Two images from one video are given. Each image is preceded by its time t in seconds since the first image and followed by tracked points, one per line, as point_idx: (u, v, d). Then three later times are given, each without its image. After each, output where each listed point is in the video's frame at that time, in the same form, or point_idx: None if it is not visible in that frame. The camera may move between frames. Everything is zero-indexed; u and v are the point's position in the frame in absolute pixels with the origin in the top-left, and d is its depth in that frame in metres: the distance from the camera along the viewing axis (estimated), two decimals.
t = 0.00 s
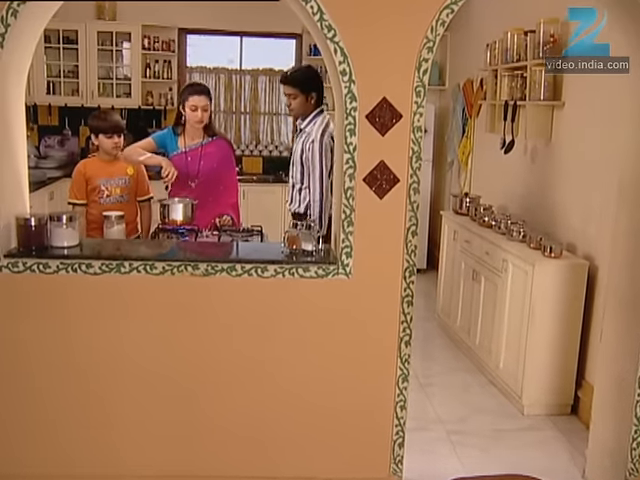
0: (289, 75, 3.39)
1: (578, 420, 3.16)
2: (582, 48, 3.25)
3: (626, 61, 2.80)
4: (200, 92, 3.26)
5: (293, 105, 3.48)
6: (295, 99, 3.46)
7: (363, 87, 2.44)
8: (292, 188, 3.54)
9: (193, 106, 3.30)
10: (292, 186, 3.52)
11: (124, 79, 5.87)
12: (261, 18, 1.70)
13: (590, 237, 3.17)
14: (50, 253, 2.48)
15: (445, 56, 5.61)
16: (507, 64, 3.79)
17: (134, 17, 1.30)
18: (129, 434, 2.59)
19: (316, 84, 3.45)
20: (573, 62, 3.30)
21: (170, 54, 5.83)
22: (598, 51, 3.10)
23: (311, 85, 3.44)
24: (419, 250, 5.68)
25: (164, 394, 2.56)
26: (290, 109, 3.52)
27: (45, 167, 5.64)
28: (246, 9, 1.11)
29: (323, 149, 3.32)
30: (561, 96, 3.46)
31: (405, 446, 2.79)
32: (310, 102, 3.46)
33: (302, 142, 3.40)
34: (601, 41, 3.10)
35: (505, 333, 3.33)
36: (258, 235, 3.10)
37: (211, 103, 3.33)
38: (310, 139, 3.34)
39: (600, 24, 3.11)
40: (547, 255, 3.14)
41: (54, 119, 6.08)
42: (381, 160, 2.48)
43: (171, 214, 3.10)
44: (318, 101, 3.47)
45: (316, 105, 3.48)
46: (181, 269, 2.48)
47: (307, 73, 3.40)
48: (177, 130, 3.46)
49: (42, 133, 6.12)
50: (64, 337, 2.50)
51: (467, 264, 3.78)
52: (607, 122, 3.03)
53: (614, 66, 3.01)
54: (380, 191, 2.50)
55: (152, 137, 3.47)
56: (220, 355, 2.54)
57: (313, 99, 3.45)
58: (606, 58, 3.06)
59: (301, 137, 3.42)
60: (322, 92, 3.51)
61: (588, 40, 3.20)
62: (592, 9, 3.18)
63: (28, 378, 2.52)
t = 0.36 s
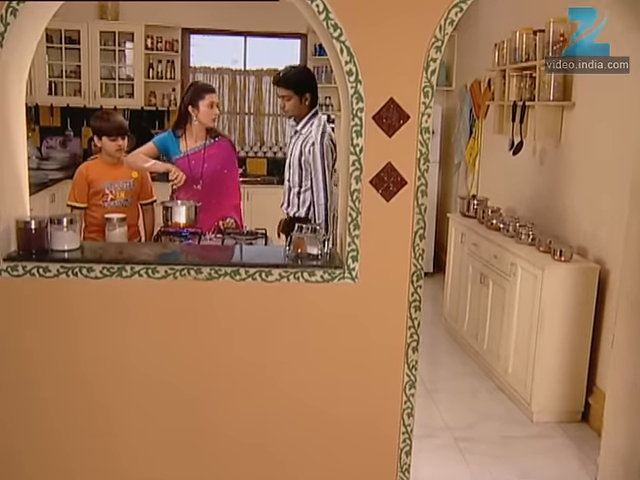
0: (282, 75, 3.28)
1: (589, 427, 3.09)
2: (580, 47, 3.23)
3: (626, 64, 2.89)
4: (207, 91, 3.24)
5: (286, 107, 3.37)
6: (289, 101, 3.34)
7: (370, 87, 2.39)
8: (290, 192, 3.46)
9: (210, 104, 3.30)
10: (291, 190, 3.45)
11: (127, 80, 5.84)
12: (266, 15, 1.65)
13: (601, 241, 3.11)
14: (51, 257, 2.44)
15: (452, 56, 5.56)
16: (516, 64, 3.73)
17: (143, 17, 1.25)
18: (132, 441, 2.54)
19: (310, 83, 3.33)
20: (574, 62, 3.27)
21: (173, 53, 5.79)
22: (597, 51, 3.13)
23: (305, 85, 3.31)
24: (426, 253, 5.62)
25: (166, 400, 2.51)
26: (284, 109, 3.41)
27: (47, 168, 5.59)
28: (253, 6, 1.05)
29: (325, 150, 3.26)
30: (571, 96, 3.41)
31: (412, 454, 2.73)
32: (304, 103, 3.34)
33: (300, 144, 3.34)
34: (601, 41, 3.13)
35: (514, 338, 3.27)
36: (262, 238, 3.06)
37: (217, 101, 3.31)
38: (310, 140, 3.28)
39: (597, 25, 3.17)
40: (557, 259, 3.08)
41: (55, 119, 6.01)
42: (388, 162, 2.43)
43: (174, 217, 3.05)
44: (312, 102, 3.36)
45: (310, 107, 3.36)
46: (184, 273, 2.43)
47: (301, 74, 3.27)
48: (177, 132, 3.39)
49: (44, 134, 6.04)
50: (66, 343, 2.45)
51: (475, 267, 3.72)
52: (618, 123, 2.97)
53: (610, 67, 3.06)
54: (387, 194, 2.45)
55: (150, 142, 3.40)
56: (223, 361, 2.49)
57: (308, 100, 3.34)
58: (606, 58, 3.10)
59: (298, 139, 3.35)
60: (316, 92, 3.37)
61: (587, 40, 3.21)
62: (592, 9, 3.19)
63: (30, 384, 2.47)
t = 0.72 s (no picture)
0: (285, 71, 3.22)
1: (601, 435, 3.02)
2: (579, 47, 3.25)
3: (625, 63, 2.96)
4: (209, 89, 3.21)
5: (287, 103, 3.29)
6: (289, 97, 3.27)
7: (377, 87, 2.33)
8: (291, 193, 3.35)
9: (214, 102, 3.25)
10: (293, 191, 3.33)
11: (130, 79, 5.77)
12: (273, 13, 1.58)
13: (613, 244, 3.04)
14: (50, 260, 2.38)
15: (459, 56, 5.50)
16: (525, 63, 3.66)
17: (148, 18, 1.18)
18: (135, 447, 2.48)
19: (312, 83, 3.25)
20: (572, 63, 3.28)
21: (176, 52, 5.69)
22: (597, 51, 3.15)
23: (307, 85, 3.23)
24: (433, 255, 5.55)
25: (168, 406, 2.45)
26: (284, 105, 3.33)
27: (48, 169, 5.54)
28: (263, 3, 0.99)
29: (334, 149, 3.23)
30: (582, 96, 3.35)
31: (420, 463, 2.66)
32: (304, 102, 3.26)
33: (306, 144, 3.24)
34: (601, 41, 3.15)
35: (524, 343, 3.20)
36: (266, 241, 3.00)
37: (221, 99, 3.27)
38: (319, 140, 3.21)
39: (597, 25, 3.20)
40: (568, 262, 3.01)
41: (58, 119, 5.93)
42: (396, 164, 2.37)
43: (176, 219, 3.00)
44: (312, 102, 3.27)
45: (310, 106, 3.27)
46: (186, 277, 2.37)
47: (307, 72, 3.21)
48: (179, 132, 3.32)
49: (45, 134, 5.98)
50: (67, 348, 2.40)
51: (483, 270, 3.66)
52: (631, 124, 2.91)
53: (610, 67, 3.07)
54: (395, 196, 2.38)
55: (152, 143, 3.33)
56: (227, 367, 2.43)
57: (308, 99, 3.26)
58: (607, 57, 3.10)
59: (302, 139, 3.26)
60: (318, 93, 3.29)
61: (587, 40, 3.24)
62: (592, 9, 3.21)
63: (30, 390, 2.42)
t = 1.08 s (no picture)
0: (288, 68, 3.16)
1: (615, 445, 2.94)
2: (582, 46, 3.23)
3: (628, 62, 2.97)
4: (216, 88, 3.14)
5: (288, 100, 3.21)
6: (291, 94, 3.19)
7: (385, 87, 2.25)
8: (291, 193, 3.23)
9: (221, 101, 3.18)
10: (293, 191, 3.22)
11: (131, 79, 5.68)
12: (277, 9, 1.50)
13: (626, 248, 2.96)
14: (47, 264, 2.32)
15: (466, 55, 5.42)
16: (535, 62, 3.57)
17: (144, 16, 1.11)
18: (135, 457, 2.40)
19: (314, 81, 3.18)
20: (575, 62, 3.23)
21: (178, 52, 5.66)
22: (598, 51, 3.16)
23: (310, 82, 3.17)
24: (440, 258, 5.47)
25: (169, 414, 2.38)
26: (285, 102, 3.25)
27: (48, 170, 5.47)
28: None
29: (336, 147, 3.17)
30: (594, 96, 3.27)
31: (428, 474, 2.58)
32: (306, 99, 3.18)
33: (308, 142, 3.15)
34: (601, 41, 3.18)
35: (534, 349, 3.13)
36: (270, 244, 2.93)
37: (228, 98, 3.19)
38: (322, 138, 3.13)
39: (598, 24, 3.23)
40: (579, 266, 2.94)
41: (58, 120, 5.85)
42: (404, 165, 2.29)
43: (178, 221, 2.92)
44: (314, 99, 3.20)
45: (311, 104, 3.20)
46: (188, 282, 2.30)
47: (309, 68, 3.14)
48: (184, 132, 3.26)
49: (45, 135, 5.88)
50: (65, 355, 2.33)
51: (491, 274, 3.58)
52: None
53: (611, 67, 3.07)
54: (403, 199, 2.31)
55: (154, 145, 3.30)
56: (229, 375, 2.36)
57: (310, 96, 3.19)
58: (608, 58, 3.10)
59: (303, 136, 3.16)
60: (320, 91, 3.22)
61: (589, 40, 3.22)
62: (594, 9, 3.25)
63: (28, 397, 2.35)
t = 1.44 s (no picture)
0: (292, 66, 3.08)
1: (629, 455, 2.85)
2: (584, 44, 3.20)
3: (626, 62, 3.03)
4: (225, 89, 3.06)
5: (291, 100, 3.13)
6: (295, 93, 3.11)
7: (392, 86, 2.18)
8: (295, 192, 3.16)
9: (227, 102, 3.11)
10: (297, 190, 3.15)
11: (133, 79, 5.61)
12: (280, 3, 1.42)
13: None
14: (44, 269, 2.26)
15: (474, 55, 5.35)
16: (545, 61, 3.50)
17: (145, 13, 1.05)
18: (136, 467, 2.33)
19: (318, 80, 3.12)
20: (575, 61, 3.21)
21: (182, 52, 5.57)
22: (598, 51, 3.14)
23: (314, 81, 3.11)
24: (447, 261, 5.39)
25: (170, 424, 2.31)
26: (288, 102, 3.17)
27: (49, 171, 5.42)
28: None
29: (341, 145, 3.09)
30: (605, 95, 3.19)
31: None
32: (310, 99, 3.12)
33: (313, 140, 3.07)
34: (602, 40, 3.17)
35: (545, 354, 3.05)
36: (274, 247, 2.86)
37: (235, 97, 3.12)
38: (327, 135, 3.05)
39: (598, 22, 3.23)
40: (592, 270, 2.86)
41: (59, 120, 5.80)
42: (413, 167, 2.22)
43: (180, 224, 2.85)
44: (318, 99, 3.14)
45: (315, 103, 3.13)
46: (189, 287, 2.23)
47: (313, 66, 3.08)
48: (190, 132, 3.20)
49: (47, 136, 5.83)
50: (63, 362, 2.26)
51: (500, 278, 3.50)
52: None
53: (610, 68, 3.10)
54: (411, 202, 2.24)
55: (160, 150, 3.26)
56: (231, 384, 2.29)
57: (314, 96, 3.12)
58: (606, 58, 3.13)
59: (305, 135, 3.09)
60: (324, 90, 3.16)
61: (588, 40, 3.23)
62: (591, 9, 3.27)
63: (27, 404, 2.28)
